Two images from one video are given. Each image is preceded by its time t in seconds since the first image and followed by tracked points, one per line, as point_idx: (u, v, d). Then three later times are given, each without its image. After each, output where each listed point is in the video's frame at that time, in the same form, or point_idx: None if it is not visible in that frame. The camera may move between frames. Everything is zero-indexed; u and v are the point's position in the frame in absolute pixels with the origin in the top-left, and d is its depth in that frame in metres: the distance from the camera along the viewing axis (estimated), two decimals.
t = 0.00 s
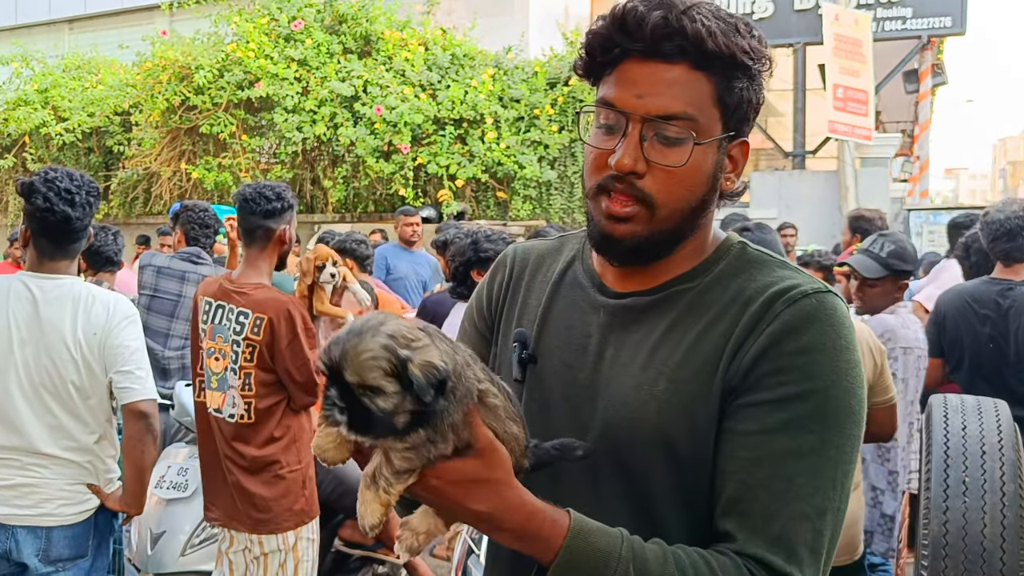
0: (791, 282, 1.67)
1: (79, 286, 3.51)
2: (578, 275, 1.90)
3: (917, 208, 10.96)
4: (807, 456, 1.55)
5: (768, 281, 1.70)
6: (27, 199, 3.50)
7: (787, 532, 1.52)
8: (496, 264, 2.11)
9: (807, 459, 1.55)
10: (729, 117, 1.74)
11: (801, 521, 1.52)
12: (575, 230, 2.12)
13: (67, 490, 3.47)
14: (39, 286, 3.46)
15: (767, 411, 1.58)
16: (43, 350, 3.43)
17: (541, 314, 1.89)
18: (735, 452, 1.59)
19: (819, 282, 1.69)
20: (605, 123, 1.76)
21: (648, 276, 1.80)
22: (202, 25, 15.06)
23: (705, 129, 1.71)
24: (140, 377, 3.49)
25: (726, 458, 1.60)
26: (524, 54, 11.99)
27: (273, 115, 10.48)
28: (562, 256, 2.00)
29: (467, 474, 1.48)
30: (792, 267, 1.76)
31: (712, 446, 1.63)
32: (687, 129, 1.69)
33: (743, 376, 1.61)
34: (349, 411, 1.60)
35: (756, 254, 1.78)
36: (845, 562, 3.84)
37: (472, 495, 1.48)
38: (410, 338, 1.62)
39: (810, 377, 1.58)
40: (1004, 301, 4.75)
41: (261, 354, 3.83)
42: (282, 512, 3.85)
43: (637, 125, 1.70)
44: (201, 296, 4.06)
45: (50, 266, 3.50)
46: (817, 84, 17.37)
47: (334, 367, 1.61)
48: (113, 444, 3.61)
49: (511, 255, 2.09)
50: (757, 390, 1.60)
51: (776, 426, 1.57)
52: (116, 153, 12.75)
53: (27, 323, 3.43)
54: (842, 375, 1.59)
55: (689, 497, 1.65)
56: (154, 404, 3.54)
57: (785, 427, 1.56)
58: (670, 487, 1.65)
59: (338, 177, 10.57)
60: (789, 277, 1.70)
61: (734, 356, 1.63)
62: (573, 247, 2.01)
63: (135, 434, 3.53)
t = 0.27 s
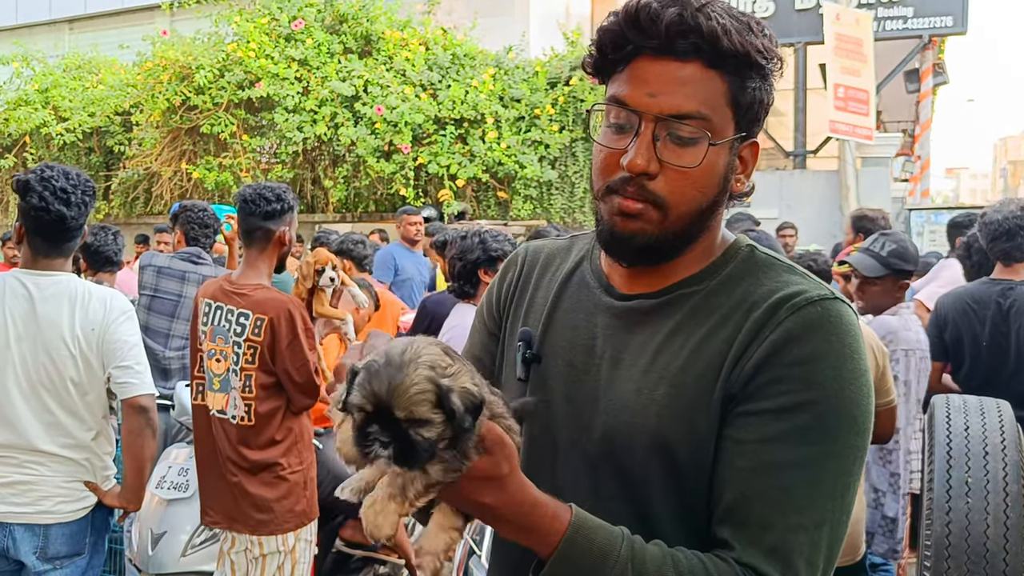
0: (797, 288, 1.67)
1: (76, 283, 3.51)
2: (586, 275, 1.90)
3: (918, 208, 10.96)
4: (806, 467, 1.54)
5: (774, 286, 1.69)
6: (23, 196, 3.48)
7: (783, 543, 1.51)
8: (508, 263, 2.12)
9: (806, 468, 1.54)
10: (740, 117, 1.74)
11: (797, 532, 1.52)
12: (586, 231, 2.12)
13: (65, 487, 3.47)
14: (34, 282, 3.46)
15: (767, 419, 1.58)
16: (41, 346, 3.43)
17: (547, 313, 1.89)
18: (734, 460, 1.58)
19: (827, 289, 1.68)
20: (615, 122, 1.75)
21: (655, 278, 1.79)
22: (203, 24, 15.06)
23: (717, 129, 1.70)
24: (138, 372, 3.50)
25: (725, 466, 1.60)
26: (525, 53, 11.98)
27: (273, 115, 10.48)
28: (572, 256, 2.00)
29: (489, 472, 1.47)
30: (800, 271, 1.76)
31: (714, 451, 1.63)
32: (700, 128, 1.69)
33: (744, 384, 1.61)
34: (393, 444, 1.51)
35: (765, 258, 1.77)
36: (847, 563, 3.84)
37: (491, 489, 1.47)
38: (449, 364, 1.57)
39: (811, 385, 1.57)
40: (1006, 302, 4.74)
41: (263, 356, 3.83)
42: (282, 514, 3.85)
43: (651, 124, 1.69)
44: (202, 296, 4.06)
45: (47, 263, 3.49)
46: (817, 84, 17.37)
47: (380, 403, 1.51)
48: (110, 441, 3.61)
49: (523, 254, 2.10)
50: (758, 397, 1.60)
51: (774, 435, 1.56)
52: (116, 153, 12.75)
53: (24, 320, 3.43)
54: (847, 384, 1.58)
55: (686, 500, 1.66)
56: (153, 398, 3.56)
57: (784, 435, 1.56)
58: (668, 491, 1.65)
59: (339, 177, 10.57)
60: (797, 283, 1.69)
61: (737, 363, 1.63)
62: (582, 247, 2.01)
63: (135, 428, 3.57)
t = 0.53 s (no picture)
0: (803, 291, 1.69)
1: (76, 281, 3.53)
2: (589, 277, 1.93)
3: (919, 205, 10.97)
4: (810, 469, 1.57)
5: (780, 288, 1.71)
6: (20, 195, 3.49)
7: (786, 543, 1.54)
8: (511, 271, 2.15)
9: (811, 471, 1.57)
10: (748, 120, 1.76)
11: (800, 534, 1.55)
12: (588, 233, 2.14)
13: (68, 485, 3.49)
14: (35, 281, 3.48)
15: (772, 421, 1.60)
16: (43, 344, 3.45)
17: (549, 316, 1.92)
18: (739, 459, 1.61)
19: (833, 292, 1.70)
20: (623, 126, 1.77)
21: (659, 281, 1.81)
22: (204, 22, 15.06)
23: (726, 133, 1.73)
24: (139, 369, 3.53)
25: (730, 467, 1.62)
26: (526, 51, 11.99)
27: (275, 112, 10.49)
28: (576, 260, 2.03)
29: (500, 465, 1.52)
30: (806, 274, 1.78)
31: (718, 452, 1.65)
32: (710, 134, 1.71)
33: (751, 385, 1.63)
34: (369, 462, 1.61)
35: (770, 261, 1.79)
36: (847, 559, 3.85)
37: (503, 482, 1.52)
38: (400, 375, 1.58)
39: (817, 388, 1.60)
40: (1006, 301, 4.75)
41: (265, 353, 3.85)
42: (287, 512, 3.87)
43: (658, 129, 1.71)
44: (201, 296, 4.07)
45: (44, 261, 3.50)
46: (818, 81, 17.37)
47: (343, 428, 1.58)
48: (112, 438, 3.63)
49: (524, 261, 2.13)
50: (764, 399, 1.62)
51: (779, 437, 1.59)
52: (118, 151, 12.78)
53: (25, 318, 3.45)
54: (852, 386, 1.61)
55: (687, 500, 1.67)
56: (155, 395, 3.60)
57: (788, 437, 1.59)
58: (670, 491, 1.67)
59: (341, 175, 10.58)
60: (804, 286, 1.71)
61: (743, 365, 1.65)
62: (587, 250, 2.04)
63: (139, 424, 3.60)
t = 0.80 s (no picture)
0: (799, 291, 1.67)
1: (69, 281, 3.51)
2: (583, 279, 1.92)
3: (914, 206, 10.97)
4: (799, 468, 1.54)
5: (777, 289, 1.70)
6: (12, 196, 3.47)
7: (770, 543, 1.51)
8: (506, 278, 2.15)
9: (800, 470, 1.54)
10: (753, 116, 1.79)
11: (784, 534, 1.51)
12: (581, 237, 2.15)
13: (65, 486, 3.47)
14: (27, 282, 3.46)
15: (764, 421, 1.58)
16: (38, 345, 3.43)
17: (545, 318, 1.91)
18: (726, 458, 1.59)
19: (829, 292, 1.68)
20: (639, 115, 1.75)
21: (660, 279, 1.81)
22: (199, 23, 15.04)
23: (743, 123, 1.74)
24: (135, 368, 3.52)
25: (719, 467, 1.61)
26: (521, 52, 11.99)
27: (269, 114, 10.48)
28: (571, 262, 2.02)
29: (503, 429, 1.50)
30: (802, 276, 1.76)
31: (710, 452, 1.63)
32: (731, 122, 1.71)
33: (745, 384, 1.61)
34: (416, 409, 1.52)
35: (767, 262, 1.78)
36: (840, 559, 3.84)
37: (505, 449, 1.48)
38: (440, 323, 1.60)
39: (811, 388, 1.57)
40: (1002, 302, 4.74)
41: (259, 354, 3.83)
42: (280, 512, 3.87)
43: (685, 116, 1.70)
44: (195, 298, 4.04)
45: (36, 262, 3.47)
46: (814, 82, 17.38)
47: (394, 372, 1.52)
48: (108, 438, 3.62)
49: (519, 268, 2.13)
50: (758, 398, 1.60)
51: (769, 436, 1.57)
52: (113, 152, 12.75)
53: (20, 319, 3.43)
54: (847, 387, 1.58)
55: (681, 500, 1.66)
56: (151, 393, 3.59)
57: (779, 437, 1.56)
58: (664, 491, 1.65)
59: (335, 176, 10.56)
60: (801, 287, 1.69)
61: (738, 364, 1.63)
62: (581, 253, 2.04)
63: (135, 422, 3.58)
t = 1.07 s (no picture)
0: (791, 293, 1.67)
1: (61, 282, 3.50)
2: (578, 282, 1.93)
3: (910, 205, 10.98)
4: (793, 466, 1.54)
5: (769, 291, 1.70)
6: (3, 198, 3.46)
7: (763, 538, 1.51)
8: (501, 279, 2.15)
9: (793, 468, 1.54)
10: (738, 121, 1.76)
11: (778, 529, 1.51)
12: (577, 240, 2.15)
13: (60, 486, 3.46)
14: (20, 283, 3.44)
15: (757, 419, 1.58)
16: (33, 346, 3.42)
17: (540, 321, 1.91)
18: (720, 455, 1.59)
19: (821, 294, 1.68)
20: (618, 121, 1.76)
21: (649, 283, 1.81)
22: (195, 22, 15.01)
23: (722, 128, 1.72)
24: (129, 367, 3.51)
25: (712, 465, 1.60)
26: (516, 51, 11.98)
27: (265, 113, 10.46)
28: (565, 265, 2.02)
29: (503, 389, 1.61)
30: (795, 279, 1.76)
31: (704, 452, 1.63)
32: (702, 129, 1.70)
33: (737, 384, 1.61)
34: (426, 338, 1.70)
35: (759, 264, 1.78)
36: (835, 559, 3.84)
37: (511, 410, 1.56)
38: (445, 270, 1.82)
39: (803, 388, 1.57)
40: (999, 302, 4.75)
41: (253, 355, 3.82)
42: (273, 513, 3.85)
43: (654, 123, 1.70)
44: (191, 300, 4.06)
45: (29, 263, 3.46)
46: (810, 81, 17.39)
47: (406, 298, 1.74)
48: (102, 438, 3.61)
49: (515, 270, 2.13)
50: (750, 396, 1.60)
51: (761, 434, 1.56)
52: (109, 152, 12.73)
53: (13, 321, 3.42)
54: (837, 387, 1.58)
55: (677, 501, 1.65)
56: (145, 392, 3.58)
57: (772, 434, 1.56)
58: (660, 492, 1.65)
59: (331, 176, 10.55)
60: (794, 289, 1.69)
61: (731, 363, 1.63)
62: (576, 256, 2.04)
63: (130, 421, 3.57)
